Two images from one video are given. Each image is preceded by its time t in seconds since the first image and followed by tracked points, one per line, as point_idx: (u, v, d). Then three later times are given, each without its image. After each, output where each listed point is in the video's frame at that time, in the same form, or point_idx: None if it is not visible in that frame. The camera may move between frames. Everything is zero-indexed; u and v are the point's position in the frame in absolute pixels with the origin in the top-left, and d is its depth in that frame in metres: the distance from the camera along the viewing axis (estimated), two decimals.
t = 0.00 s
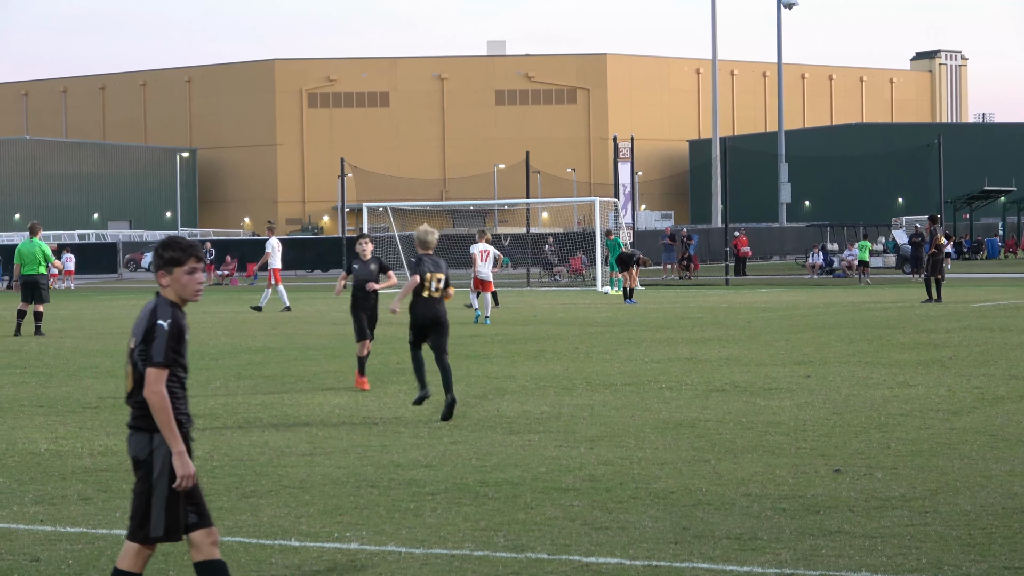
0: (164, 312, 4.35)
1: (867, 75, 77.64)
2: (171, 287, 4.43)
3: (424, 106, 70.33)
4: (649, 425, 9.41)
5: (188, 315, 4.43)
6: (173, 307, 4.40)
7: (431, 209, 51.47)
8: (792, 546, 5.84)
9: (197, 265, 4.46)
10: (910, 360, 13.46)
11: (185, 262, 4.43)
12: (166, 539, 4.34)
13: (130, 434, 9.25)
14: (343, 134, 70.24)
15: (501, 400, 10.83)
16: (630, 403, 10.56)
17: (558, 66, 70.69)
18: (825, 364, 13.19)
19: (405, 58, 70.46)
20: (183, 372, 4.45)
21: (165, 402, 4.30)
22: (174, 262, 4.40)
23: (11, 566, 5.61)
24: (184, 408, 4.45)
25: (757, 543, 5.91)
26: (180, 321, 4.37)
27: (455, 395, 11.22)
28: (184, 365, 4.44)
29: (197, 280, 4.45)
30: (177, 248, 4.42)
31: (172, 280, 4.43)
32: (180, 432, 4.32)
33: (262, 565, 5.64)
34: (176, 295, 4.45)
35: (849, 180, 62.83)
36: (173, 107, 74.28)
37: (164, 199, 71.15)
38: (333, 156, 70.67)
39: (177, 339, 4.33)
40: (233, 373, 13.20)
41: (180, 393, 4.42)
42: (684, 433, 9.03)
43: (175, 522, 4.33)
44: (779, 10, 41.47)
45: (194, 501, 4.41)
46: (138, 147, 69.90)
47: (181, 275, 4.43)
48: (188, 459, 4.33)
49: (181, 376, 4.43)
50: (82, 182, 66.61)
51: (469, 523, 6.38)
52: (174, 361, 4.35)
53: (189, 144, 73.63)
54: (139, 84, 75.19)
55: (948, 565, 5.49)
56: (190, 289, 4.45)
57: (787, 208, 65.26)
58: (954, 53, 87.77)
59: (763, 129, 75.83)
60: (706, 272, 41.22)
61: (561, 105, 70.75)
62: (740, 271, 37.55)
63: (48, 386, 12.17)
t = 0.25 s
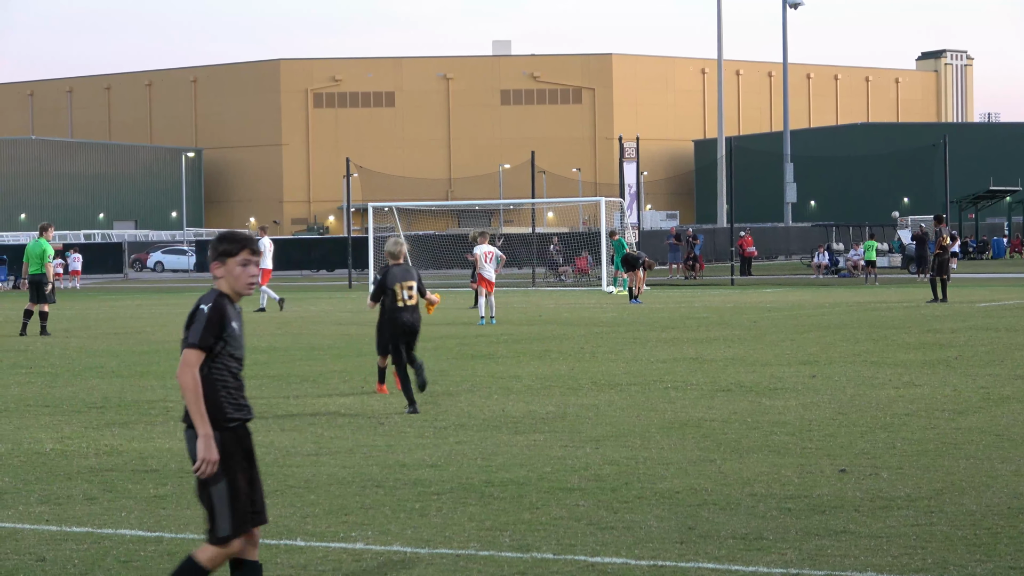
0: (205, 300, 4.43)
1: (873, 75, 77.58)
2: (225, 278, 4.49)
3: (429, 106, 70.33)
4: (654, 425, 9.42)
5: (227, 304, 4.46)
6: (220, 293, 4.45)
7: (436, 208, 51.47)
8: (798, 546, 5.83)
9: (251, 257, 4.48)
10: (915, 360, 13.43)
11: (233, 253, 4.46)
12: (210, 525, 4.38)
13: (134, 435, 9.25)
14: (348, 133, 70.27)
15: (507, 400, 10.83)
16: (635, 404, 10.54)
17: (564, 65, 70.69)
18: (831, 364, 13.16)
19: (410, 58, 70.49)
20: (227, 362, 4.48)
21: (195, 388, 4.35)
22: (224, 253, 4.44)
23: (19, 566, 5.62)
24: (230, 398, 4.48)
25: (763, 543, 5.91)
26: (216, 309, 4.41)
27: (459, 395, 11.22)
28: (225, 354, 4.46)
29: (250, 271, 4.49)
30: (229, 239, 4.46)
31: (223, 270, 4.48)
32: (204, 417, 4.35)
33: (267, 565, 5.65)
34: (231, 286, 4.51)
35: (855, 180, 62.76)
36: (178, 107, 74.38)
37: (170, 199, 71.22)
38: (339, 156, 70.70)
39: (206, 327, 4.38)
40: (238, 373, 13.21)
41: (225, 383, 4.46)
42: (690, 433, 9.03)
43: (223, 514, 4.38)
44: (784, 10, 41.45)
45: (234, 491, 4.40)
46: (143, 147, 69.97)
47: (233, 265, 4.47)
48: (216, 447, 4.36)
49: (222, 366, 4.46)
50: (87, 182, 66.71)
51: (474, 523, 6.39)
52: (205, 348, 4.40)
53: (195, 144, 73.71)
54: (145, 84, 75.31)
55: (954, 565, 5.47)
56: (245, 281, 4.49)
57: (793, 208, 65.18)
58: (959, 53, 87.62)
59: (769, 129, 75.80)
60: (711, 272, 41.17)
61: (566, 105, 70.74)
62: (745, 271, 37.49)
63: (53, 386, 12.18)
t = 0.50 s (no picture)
0: (240, 298, 4.41)
1: (878, 74, 77.48)
2: (273, 273, 4.48)
3: (434, 105, 70.32)
4: (659, 425, 9.41)
5: (263, 300, 4.43)
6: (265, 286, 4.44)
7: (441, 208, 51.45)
8: (803, 546, 5.82)
9: (296, 251, 4.47)
10: (920, 360, 13.39)
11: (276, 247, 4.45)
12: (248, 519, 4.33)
13: (139, 435, 9.25)
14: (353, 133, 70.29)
15: (511, 400, 10.81)
16: (640, 403, 10.52)
17: (569, 64, 70.64)
18: (836, 364, 13.13)
19: (415, 57, 70.50)
20: (263, 360, 4.44)
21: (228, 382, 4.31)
22: (269, 247, 4.45)
23: (23, 566, 5.62)
24: (267, 397, 4.45)
25: (768, 542, 5.90)
26: (248, 306, 4.39)
27: (464, 395, 11.21)
28: (258, 352, 4.42)
29: (296, 266, 4.47)
30: (276, 236, 4.47)
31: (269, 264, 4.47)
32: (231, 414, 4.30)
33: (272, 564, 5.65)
34: (276, 283, 4.49)
35: (860, 180, 62.65)
36: (184, 107, 74.44)
37: (175, 199, 71.28)
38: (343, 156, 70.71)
39: (235, 326, 4.35)
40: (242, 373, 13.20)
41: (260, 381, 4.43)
42: (695, 433, 9.01)
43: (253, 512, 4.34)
44: (790, 9, 41.39)
45: (265, 488, 4.37)
46: (148, 147, 70.06)
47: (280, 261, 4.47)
48: (243, 443, 4.31)
49: (258, 363, 4.43)
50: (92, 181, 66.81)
51: (479, 523, 6.39)
52: (236, 345, 4.37)
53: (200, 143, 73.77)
54: (150, 83, 75.39)
55: (959, 565, 5.46)
56: (292, 274, 4.47)
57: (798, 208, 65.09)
58: (964, 52, 87.44)
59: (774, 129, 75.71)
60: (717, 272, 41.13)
61: (571, 104, 70.70)
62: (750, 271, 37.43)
63: (57, 386, 12.17)
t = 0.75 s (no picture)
0: (289, 310, 4.22)
1: (882, 73, 77.40)
2: (322, 278, 4.27)
3: (437, 105, 70.31)
4: (664, 425, 9.38)
5: (313, 308, 4.21)
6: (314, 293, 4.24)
7: (445, 208, 51.43)
8: (806, 545, 5.81)
9: (346, 254, 4.26)
10: (925, 359, 13.34)
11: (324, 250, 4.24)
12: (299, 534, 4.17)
13: (144, 434, 9.25)
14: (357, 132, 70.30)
15: (514, 400, 10.79)
16: (645, 403, 10.49)
17: (573, 64, 70.65)
18: (840, 364, 13.09)
19: (419, 57, 70.50)
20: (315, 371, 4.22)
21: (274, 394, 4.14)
22: (317, 251, 4.25)
23: (27, 566, 5.63)
24: (324, 404, 4.24)
25: (772, 542, 5.88)
26: (298, 315, 4.19)
27: (467, 395, 11.18)
28: (310, 362, 4.21)
29: (345, 269, 4.26)
30: (323, 239, 4.26)
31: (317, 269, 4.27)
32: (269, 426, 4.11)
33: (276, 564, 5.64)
34: (325, 289, 4.27)
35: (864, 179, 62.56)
36: (188, 107, 74.49)
37: (179, 199, 71.33)
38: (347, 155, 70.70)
39: (284, 340, 4.16)
40: (246, 373, 13.18)
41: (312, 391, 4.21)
42: (699, 433, 8.99)
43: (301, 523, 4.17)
44: (794, 8, 41.35)
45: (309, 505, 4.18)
46: (153, 147, 70.14)
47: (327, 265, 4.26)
48: (272, 466, 4.19)
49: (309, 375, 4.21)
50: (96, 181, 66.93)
51: (483, 523, 6.37)
52: (286, 360, 4.17)
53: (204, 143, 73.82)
54: (154, 83, 75.46)
55: (963, 565, 5.44)
56: (343, 277, 4.26)
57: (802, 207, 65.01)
58: (969, 51, 87.26)
59: (778, 128, 75.68)
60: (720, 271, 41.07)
61: (575, 104, 70.70)
62: (754, 270, 37.37)
63: (61, 386, 12.16)
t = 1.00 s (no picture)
0: (349, 313, 4.28)
1: (886, 74, 77.38)
2: (375, 279, 4.34)
3: (441, 105, 70.32)
4: (668, 425, 9.38)
5: (372, 311, 4.29)
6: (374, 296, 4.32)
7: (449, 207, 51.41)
8: (811, 546, 5.80)
9: (400, 256, 4.36)
10: (929, 359, 13.32)
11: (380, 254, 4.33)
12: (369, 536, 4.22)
13: (148, 434, 9.25)
14: (361, 132, 70.31)
15: (518, 400, 10.78)
16: (649, 403, 10.49)
17: (577, 64, 70.67)
18: (845, 364, 13.07)
19: (423, 56, 70.54)
20: (377, 374, 4.31)
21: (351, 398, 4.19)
22: (373, 253, 4.31)
23: (31, 566, 5.62)
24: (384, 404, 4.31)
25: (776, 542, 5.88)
26: (361, 320, 4.27)
27: (471, 395, 11.18)
28: (373, 364, 4.29)
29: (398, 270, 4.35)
30: (376, 240, 4.33)
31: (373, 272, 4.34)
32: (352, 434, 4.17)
33: (280, 564, 5.64)
34: (378, 289, 4.34)
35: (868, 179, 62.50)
36: (192, 107, 74.54)
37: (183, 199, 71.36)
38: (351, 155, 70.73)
39: (352, 345, 4.22)
40: (250, 373, 13.18)
41: (374, 393, 4.29)
42: (703, 433, 8.98)
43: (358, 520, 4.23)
44: (798, 8, 41.36)
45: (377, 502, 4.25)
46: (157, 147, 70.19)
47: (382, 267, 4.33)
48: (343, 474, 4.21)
49: (373, 378, 4.29)
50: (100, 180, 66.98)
51: (487, 523, 6.37)
52: (353, 364, 4.24)
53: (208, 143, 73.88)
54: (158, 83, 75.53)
55: (968, 565, 5.43)
56: (396, 278, 4.35)
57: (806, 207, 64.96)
58: (973, 51, 87.15)
59: (782, 128, 75.68)
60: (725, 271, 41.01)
61: (579, 104, 70.69)
62: (758, 270, 37.32)
63: (65, 386, 12.16)
